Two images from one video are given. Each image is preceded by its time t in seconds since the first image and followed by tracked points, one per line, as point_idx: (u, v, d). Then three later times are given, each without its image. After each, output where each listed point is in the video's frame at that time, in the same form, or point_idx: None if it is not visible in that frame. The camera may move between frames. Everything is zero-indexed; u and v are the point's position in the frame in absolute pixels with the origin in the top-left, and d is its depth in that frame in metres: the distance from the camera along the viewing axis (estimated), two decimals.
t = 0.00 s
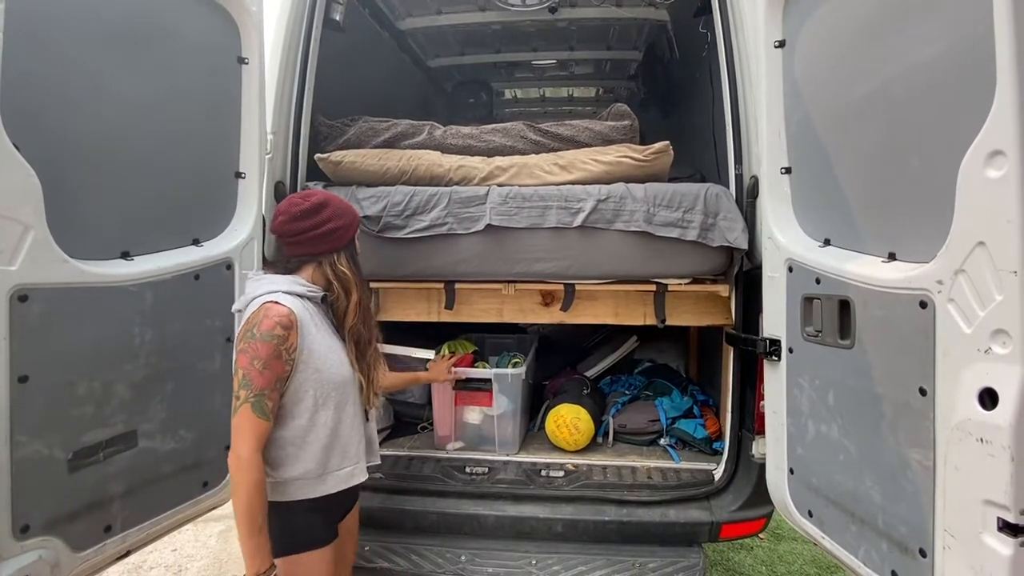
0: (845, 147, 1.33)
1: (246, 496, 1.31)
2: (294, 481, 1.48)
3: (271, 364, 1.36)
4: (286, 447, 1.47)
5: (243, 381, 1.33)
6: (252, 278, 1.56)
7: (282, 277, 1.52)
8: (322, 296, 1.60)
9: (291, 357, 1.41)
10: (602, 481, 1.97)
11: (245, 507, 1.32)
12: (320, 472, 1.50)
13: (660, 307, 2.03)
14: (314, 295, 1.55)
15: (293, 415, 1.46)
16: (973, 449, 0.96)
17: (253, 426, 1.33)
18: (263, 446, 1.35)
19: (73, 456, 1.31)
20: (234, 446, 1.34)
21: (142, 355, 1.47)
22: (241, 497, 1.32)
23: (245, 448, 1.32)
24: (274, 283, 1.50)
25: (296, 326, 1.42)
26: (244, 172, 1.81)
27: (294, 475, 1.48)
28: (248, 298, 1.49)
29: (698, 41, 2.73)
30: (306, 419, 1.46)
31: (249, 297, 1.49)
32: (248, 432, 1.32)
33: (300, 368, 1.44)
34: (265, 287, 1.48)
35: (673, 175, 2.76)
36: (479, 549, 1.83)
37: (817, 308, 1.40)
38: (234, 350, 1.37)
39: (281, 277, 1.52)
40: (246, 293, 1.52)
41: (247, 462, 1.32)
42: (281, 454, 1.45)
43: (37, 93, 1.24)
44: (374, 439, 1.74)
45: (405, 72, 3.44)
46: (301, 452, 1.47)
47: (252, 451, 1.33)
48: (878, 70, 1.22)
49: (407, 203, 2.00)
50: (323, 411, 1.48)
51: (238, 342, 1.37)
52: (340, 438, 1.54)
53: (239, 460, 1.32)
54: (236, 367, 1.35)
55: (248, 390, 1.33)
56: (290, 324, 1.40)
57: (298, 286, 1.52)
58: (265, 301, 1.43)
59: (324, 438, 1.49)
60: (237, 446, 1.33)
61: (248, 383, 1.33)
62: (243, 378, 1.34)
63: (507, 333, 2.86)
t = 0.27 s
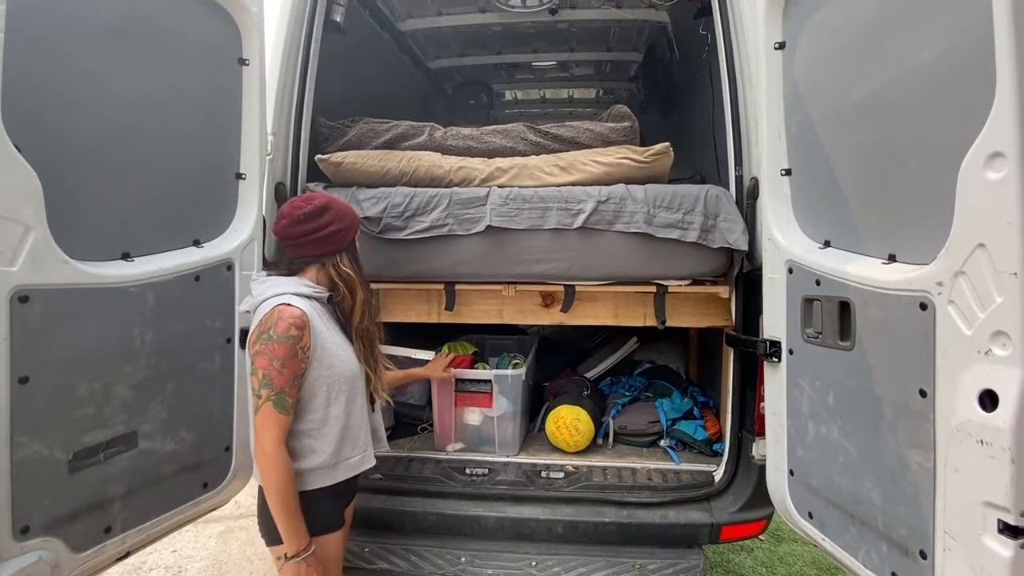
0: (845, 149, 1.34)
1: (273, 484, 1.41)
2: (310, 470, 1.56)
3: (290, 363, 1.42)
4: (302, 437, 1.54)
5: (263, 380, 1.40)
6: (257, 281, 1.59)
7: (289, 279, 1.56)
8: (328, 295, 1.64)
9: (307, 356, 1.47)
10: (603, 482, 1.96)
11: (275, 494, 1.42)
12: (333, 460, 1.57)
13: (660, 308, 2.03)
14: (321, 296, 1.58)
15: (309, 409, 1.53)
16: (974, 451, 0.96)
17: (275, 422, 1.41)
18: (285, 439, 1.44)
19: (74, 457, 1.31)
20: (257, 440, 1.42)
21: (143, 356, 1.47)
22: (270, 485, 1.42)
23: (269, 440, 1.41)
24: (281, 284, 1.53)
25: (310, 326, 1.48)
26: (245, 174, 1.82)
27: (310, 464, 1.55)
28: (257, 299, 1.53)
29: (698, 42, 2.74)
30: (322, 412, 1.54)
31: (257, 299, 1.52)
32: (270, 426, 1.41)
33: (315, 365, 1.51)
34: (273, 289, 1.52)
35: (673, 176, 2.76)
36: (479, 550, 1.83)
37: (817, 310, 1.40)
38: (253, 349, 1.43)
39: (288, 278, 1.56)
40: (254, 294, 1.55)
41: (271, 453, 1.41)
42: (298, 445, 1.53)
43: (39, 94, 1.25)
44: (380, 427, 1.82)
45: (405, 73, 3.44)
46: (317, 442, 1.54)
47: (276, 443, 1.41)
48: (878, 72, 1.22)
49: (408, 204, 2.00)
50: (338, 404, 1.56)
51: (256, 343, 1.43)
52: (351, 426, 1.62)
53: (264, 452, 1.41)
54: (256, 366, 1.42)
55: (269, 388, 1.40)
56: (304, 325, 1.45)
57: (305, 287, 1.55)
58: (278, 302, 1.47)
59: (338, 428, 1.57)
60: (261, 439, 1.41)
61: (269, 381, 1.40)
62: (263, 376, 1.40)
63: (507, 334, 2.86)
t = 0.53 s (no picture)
0: (845, 151, 1.34)
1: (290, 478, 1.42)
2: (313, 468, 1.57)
3: (290, 363, 1.43)
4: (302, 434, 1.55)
5: (266, 381, 1.41)
6: (257, 284, 1.61)
7: (287, 282, 1.58)
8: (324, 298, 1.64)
9: (306, 356, 1.48)
10: (603, 484, 1.97)
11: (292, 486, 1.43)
12: (333, 456, 1.58)
13: (661, 310, 2.03)
14: (319, 299, 1.59)
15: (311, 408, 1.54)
16: (974, 453, 0.96)
17: (281, 421, 1.42)
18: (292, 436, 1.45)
19: (74, 458, 1.31)
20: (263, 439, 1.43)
21: (144, 357, 1.47)
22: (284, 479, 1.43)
23: (275, 438, 1.41)
24: (279, 288, 1.55)
25: (308, 327, 1.49)
26: (246, 175, 1.82)
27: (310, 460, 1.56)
28: (256, 302, 1.54)
29: (699, 45, 2.74)
30: (323, 410, 1.54)
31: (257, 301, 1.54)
32: (276, 424, 1.41)
33: (315, 365, 1.51)
34: (270, 292, 1.53)
35: (674, 178, 2.76)
36: (480, 552, 1.83)
37: (817, 312, 1.41)
38: (253, 352, 1.44)
39: (286, 282, 1.57)
40: (253, 298, 1.57)
41: (278, 450, 1.41)
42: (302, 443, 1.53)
43: (41, 96, 1.25)
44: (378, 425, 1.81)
45: (407, 74, 3.45)
46: (317, 439, 1.55)
47: (284, 440, 1.42)
48: (878, 74, 1.22)
49: (408, 206, 2.00)
50: (339, 401, 1.56)
51: (257, 344, 1.44)
52: (351, 423, 1.62)
53: (271, 450, 1.41)
54: (257, 367, 1.43)
55: (271, 388, 1.41)
56: (302, 326, 1.46)
57: (304, 290, 1.57)
58: (275, 305, 1.48)
59: (338, 424, 1.57)
60: (268, 437, 1.41)
61: (270, 381, 1.41)
62: (265, 377, 1.41)
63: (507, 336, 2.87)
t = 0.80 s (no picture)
0: (846, 154, 1.34)
1: (265, 480, 1.44)
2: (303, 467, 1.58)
3: (277, 362, 1.45)
4: (295, 433, 1.56)
5: (252, 379, 1.43)
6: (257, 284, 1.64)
7: (285, 283, 1.60)
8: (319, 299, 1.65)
9: (295, 356, 1.50)
10: (604, 485, 1.97)
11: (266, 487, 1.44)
12: (327, 455, 1.59)
13: (662, 312, 2.03)
14: (314, 300, 1.62)
15: (302, 407, 1.55)
16: (976, 455, 0.96)
17: (265, 419, 1.43)
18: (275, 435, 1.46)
19: (76, 458, 1.31)
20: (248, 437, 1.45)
21: (146, 358, 1.48)
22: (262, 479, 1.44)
23: (259, 437, 1.43)
24: (275, 288, 1.58)
25: (298, 326, 1.51)
26: (248, 176, 1.82)
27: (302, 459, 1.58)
28: (253, 302, 1.57)
29: (700, 48, 2.75)
30: (314, 409, 1.55)
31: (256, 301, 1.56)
32: (260, 423, 1.43)
33: (306, 364, 1.53)
34: (267, 292, 1.56)
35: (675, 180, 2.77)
36: (481, 553, 1.83)
37: (819, 314, 1.41)
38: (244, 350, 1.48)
39: (283, 283, 1.60)
40: (251, 298, 1.60)
41: (262, 449, 1.43)
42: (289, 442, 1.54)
43: (44, 97, 1.25)
44: (375, 425, 1.81)
45: (408, 76, 3.46)
46: (310, 438, 1.57)
47: (267, 440, 1.43)
48: (880, 76, 1.22)
49: (410, 207, 2.01)
50: (329, 401, 1.57)
51: (248, 343, 1.47)
52: (346, 423, 1.63)
53: (256, 448, 1.43)
54: (246, 365, 1.45)
55: (257, 386, 1.43)
56: (291, 325, 1.48)
57: (299, 291, 1.59)
58: (268, 305, 1.51)
59: (330, 424, 1.58)
60: (252, 435, 1.43)
61: (257, 379, 1.43)
62: (252, 375, 1.44)
63: (508, 337, 2.87)
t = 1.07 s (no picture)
0: (849, 155, 1.34)
1: (244, 481, 1.41)
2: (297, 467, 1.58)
3: (272, 362, 1.44)
4: (291, 433, 1.56)
5: (245, 377, 1.42)
6: (258, 284, 1.64)
7: (284, 283, 1.60)
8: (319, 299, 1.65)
9: (291, 356, 1.49)
10: (606, 486, 1.97)
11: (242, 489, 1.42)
12: (326, 455, 1.59)
13: (664, 313, 2.03)
14: (314, 299, 1.62)
15: (298, 407, 1.55)
16: (979, 457, 0.96)
17: (255, 418, 1.42)
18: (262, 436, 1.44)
19: (79, 458, 1.31)
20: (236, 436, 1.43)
21: (148, 358, 1.48)
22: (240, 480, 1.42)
23: (246, 437, 1.41)
24: (276, 289, 1.58)
25: (295, 326, 1.50)
26: (251, 177, 1.83)
27: (298, 459, 1.57)
28: (253, 302, 1.57)
29: (701, 50, 2.76)
30: (309, 410, 1.55)
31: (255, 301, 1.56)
32: (249, 422, 1.41)
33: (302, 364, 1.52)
34: (267, 292, 1.56)
35: (676, 181, 2.77)
36: (482, 555, 1.83)
37: (821, 315, 1.41)
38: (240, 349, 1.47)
39: (282, 283, 1.60)
40: (251, 298, 1.59)
41: (247, 449, 1.41)
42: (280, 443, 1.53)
43: (48, 98, 1.25)
44: (374, 426, 1.81)
45: (410, 77, 3.46)
46: (306, 438, 1.57)
47: (254, 440, 1.42)
48: (883, 79, 1.23)
49: (413, 208, 2.01)
50: (325, 402, 1.57)
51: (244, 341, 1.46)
52: (343, 423, 1.63)
53: (240, 448, 1.41)
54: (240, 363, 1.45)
55: (249, 384, 1.42)
56: (288, 325, 1.48)
57: (300, 291, 1.59)
58: (266, 304, 1.51)
59: (327, 425, 1.58)
60: (238, 434, 1.42)
61: (250, 378, 1.42)
62: (245, 373, 1.43)
63: (509, 338, 2.87)
